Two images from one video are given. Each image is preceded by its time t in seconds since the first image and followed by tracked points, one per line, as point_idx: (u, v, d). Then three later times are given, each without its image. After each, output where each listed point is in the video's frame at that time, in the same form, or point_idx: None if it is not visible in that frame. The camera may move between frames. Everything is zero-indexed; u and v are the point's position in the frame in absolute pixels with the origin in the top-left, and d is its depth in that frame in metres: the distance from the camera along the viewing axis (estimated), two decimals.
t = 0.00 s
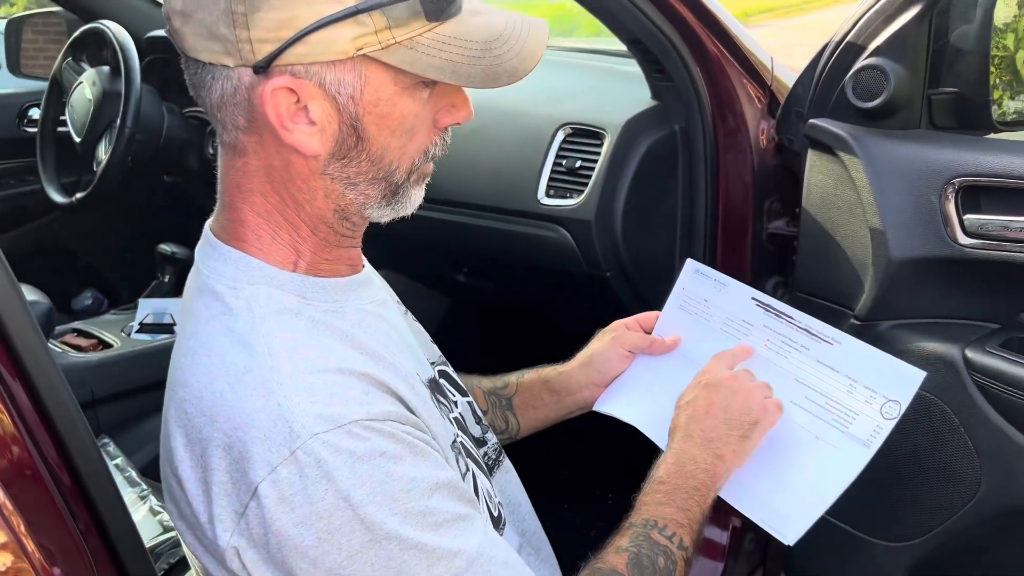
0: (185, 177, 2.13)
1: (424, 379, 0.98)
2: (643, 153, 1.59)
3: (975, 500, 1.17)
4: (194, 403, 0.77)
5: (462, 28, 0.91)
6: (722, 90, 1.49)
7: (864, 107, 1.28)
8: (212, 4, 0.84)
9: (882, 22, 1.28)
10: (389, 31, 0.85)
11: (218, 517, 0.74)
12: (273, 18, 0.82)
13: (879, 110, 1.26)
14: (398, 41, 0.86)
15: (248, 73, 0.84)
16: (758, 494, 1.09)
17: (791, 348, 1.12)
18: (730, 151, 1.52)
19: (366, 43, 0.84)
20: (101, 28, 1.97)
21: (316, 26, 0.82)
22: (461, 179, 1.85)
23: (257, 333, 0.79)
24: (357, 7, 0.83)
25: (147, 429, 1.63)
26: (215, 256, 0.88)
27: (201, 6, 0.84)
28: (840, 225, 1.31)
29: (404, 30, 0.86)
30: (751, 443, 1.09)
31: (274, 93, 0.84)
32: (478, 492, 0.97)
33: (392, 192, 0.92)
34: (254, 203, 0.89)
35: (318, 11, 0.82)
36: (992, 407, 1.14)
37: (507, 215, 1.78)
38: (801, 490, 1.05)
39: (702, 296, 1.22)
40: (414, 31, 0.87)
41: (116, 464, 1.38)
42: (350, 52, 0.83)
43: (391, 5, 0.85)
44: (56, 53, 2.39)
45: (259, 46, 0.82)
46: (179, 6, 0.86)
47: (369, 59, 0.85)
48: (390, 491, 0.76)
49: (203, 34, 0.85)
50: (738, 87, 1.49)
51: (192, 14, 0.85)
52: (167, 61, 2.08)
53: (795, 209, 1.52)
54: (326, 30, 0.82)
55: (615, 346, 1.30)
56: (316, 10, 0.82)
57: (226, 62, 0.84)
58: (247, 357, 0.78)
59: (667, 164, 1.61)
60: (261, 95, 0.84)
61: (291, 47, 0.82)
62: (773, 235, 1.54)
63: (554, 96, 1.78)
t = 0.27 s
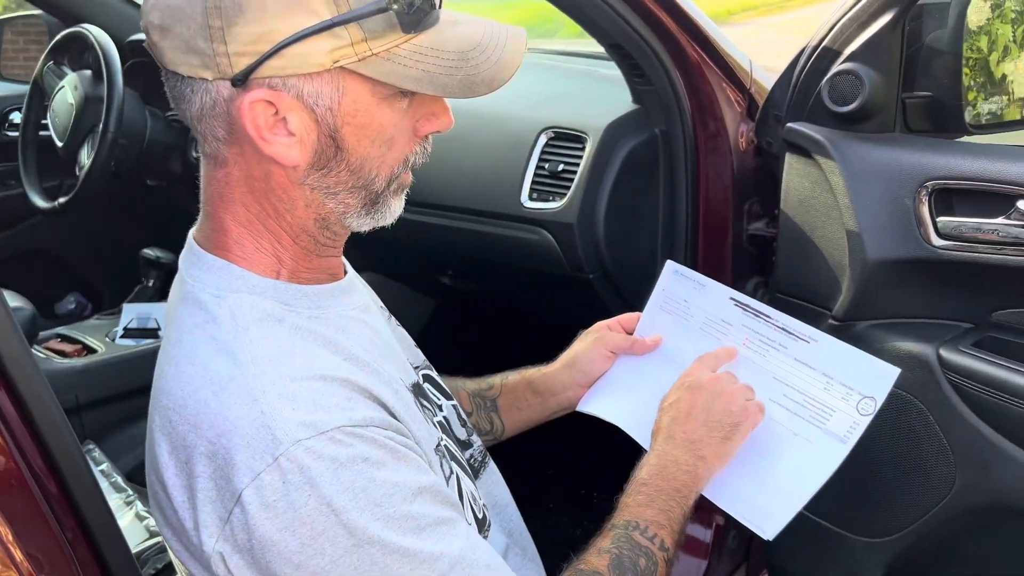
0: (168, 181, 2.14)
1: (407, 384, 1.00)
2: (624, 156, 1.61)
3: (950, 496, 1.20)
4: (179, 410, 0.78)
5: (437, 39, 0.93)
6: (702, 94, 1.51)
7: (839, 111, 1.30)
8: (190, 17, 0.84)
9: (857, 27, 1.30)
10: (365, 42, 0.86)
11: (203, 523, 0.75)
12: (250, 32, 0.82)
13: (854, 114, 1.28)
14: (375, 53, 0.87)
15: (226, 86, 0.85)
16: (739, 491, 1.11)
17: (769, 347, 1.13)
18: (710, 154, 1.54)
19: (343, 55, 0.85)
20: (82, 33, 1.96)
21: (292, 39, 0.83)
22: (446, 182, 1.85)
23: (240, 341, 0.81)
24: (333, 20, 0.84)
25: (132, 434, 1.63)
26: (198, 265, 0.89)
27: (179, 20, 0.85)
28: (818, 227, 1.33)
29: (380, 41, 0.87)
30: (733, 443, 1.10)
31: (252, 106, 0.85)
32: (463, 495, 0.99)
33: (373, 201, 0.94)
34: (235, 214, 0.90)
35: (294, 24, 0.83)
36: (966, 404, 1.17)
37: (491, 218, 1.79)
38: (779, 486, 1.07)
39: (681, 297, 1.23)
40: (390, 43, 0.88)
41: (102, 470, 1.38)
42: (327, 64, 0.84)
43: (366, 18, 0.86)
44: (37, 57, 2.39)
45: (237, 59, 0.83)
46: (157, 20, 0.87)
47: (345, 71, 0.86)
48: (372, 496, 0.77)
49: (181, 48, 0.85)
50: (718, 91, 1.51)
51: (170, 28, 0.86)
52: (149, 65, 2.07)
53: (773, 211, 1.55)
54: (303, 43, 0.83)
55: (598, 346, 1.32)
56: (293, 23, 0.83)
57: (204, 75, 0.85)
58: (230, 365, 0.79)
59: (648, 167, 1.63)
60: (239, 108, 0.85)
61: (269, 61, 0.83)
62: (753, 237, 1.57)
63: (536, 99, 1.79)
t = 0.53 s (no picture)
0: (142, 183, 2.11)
1: (383, 386, 0.99)
2: (602, 154, 1.62)
3: (926, 491, 1.20)
4: (147, 416, 0.77)
5: (403, 37, 0.92)
6: (678, 92, 1.51)
7: (813, 109, 1.30)
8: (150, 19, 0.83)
9: (829, 25, 1.30)
10: (330, 42, 0.85)
11: (173, 530, 0.74)
12: (211, 34, 0.81)
13: (828, 112, 1.29)
14: (340, 52, 0.86)
15: (188, 89, 0.84)
16: (717, 485, 1.11)
17: (745, 342, 1.12)
18: (686, 152, 1.54)
19: (307, 55, 0.84)
20: (52, 34, 1.94)
21: (253, 40, 0.82)
22: (423, 183, 1.84)
23: (209, 345, 0.79)
24: (296, 20, 0.83)
25: (106, 441, 1.61)
26: (167, 269, 0.88)
27: (139, 22, 0.83)
28: (794, 225, 1.33)
29: (345, 40, 0.86)
30: (712, 443, 1.10)
31: (215, 108, 0.83)
32: (440, 497, 0.98)
33: (344, 202, 0.93)
34: (203, 219, 0.89)
35: (255, 25, 0.82)
36: (940, 399, 1.17)
37: (468, 218, 1.78)
38: (757, 481, 1.07)
39: (657, 294, 1.23)
40: (355, 42, 0.87)
41: (75, 477, 1.36)
42: (292, 64, 0.83)
43: (329, 17, 0.85)
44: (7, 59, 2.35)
45: (198, 62, 0.82)
46: (116, 23, 0.85)
47: (311, 71, 0.85)
48: (344, 501, 0.76)
49: (141, 50, 0.84)
50: (694, 89, 1.51)
51: (129, 30, 0.84)
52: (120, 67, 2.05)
53: (750, 209, 1.54)
54: (265, 43, 0.82)
55: (577, 343, 1.32)
56: (254, 24, 0.82)
57: (165, 78, 0.84)
58: (198, 371, 0.77)
59: (626, 165, 1.64)
60: (202, 110, 0.84)
61: (231, 62, 0.82)
62: (730, 235, 1.56)
63: (511, 99, 1.78)
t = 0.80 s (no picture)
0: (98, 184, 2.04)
1: (351, 394, 0.94)
2: (574, 148, 1.58)
3: (908, 486, 1.18)
4: (97, 434, 0.72)
5: (361, 21, 0.86)
6: (650, 84, 1.48)
7: (788, 100, 1.28)
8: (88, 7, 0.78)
9: (804, 13, 1.27)
10: (281, 27, 0.80)
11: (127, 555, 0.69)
12: (153, 21, 0.76)
13: (804, 102, 1.26)
14: (292, 38, 0.81)
15: (132, 82, 0.79)
16: (700, 486, 1.09)
17: (725, 340, 1.09)
18: (660, 146, 1.51)
19: (258, 42, 0.79)
20: None
21: (197, 27, 0.76)
22: (391, 181, 1.79)
23: (163, 356, 0.75)
24: (244, 3, 0.78)
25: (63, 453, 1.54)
26: (118, 275, 0.83)
27: (73, 12, 0.78)
28: (770, 218, 1.31)
29: (297, 25, 0.81)
30: (699, 446, 1.07)
31: (161, 101, 0.78)
32: (414, 508, 0.93)
33: (305, 198, 0.88)
34: (154, 220, 0.84)
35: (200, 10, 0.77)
36: (923, 393, 1.15)
37: (438, 216, 1.73)
38: (741, 482, 1.04)
39: (634, 291, 1.19)
40: (309, 27, 0.82)
41: (29, 493, 1.30)
42: (241, 52, 0.78)
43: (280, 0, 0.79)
44: None
45: (140, 52, 0.77)
46: (52, 12, 0.80)
47: (261, 59, 0.80)
48: (311, 519, 0.71)
49: (80, 41, 0.79)
50: (665, 81, 1.48)
51: (66, 20, 0.79)
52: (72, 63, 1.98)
53: (725, 203, 1.50)
54: (211, 30, 0.77)
55: (552, 343, 1.28)
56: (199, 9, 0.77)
57: (106, 70, 0.79)
58: (151, 383, 0.73)
59: (599, 160, 1.60)
60: (147, 104, 0.79)
61: (175, 51, 0.77)
62: (706, 230, 1.52)
63: (479, 92, 1.74)
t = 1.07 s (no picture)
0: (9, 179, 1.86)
1: (305, 409, 0.84)
2: (530, 126, 1.50)
3: (898, 472, 1.13)
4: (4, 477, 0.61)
5: None
6: (607, 56, 1.39)
7: (758, 69, 1.20)
8: None
9: None
10: None
11: None
12: None
13: (776, 72, 1.19)
14: None
15: (27, 56, 0.67)
16: (688, 485, 1.02)
17: (705, 328, 1.01)
18: (618, 122, 1.43)
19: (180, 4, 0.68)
20: None
21: None
22: (333, 168, 1.68)
23: (79, 380, 0.63)
24: None
25: None
26: (22, 285, 0.71)
27: None
28: (743, 197, 1.24)
29: None
30: (690, 445, 0.99)
31: (65, 78, 0.66)
32: (382, 533, 0.84)
33: (244, 186, 0.77)
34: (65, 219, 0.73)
35: None
36: (910, 375, 1.10)
37: (386, 205, 1.63)
38: (733, 479, 0.98)
39: (605, 277, 1.10)
40: None
41: None
42: (160, 16, 0.67)
43: None
44: None
45: (35, 19, 0.65)
46: None
47: (184, 24, 0.69)
48: (265, 565, 0.62)
49: None
50: (622, 52, 1.39)
51: None
52: None
53: (687, 181, 1.44)
54: None
55: (519, 337, 1.18)
56: None
57: None
58: (68, 414, 0.61)
59: (556, 139, 1.51)
60: (49, 82, 0.67)
61: (78, 17, 0.65)
62: (668, 209, 1.46)
63: (424, 69, 1.63)
